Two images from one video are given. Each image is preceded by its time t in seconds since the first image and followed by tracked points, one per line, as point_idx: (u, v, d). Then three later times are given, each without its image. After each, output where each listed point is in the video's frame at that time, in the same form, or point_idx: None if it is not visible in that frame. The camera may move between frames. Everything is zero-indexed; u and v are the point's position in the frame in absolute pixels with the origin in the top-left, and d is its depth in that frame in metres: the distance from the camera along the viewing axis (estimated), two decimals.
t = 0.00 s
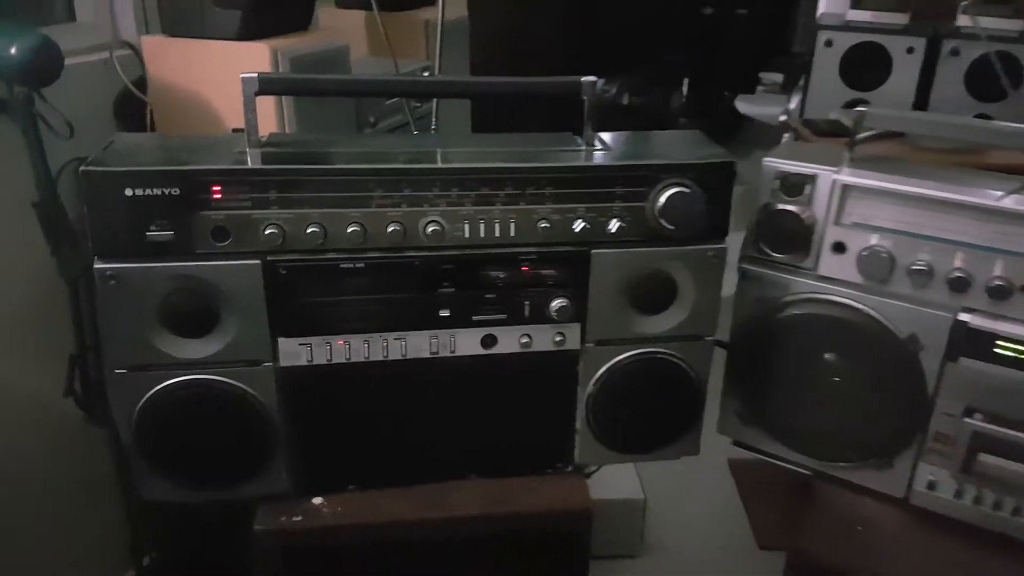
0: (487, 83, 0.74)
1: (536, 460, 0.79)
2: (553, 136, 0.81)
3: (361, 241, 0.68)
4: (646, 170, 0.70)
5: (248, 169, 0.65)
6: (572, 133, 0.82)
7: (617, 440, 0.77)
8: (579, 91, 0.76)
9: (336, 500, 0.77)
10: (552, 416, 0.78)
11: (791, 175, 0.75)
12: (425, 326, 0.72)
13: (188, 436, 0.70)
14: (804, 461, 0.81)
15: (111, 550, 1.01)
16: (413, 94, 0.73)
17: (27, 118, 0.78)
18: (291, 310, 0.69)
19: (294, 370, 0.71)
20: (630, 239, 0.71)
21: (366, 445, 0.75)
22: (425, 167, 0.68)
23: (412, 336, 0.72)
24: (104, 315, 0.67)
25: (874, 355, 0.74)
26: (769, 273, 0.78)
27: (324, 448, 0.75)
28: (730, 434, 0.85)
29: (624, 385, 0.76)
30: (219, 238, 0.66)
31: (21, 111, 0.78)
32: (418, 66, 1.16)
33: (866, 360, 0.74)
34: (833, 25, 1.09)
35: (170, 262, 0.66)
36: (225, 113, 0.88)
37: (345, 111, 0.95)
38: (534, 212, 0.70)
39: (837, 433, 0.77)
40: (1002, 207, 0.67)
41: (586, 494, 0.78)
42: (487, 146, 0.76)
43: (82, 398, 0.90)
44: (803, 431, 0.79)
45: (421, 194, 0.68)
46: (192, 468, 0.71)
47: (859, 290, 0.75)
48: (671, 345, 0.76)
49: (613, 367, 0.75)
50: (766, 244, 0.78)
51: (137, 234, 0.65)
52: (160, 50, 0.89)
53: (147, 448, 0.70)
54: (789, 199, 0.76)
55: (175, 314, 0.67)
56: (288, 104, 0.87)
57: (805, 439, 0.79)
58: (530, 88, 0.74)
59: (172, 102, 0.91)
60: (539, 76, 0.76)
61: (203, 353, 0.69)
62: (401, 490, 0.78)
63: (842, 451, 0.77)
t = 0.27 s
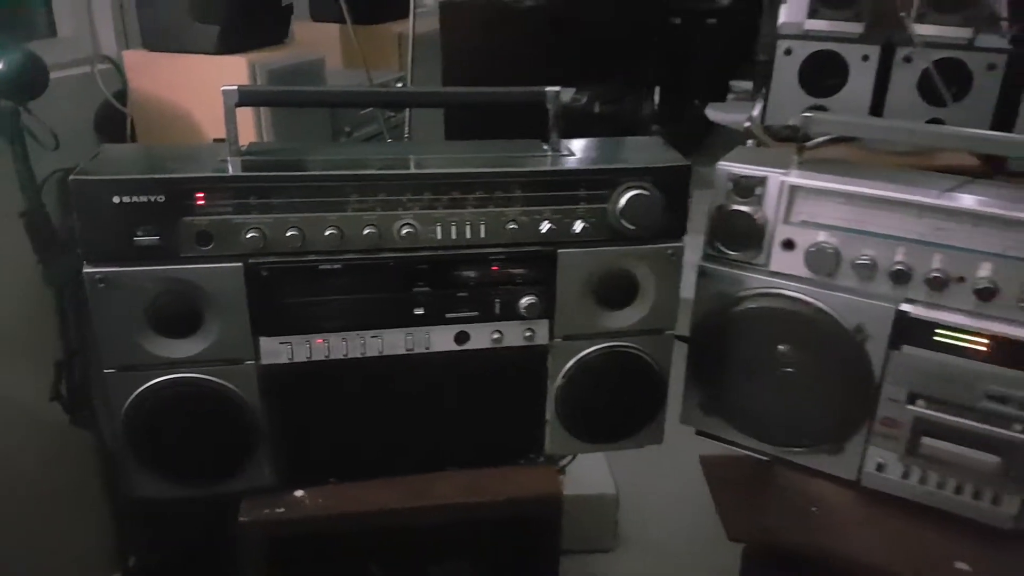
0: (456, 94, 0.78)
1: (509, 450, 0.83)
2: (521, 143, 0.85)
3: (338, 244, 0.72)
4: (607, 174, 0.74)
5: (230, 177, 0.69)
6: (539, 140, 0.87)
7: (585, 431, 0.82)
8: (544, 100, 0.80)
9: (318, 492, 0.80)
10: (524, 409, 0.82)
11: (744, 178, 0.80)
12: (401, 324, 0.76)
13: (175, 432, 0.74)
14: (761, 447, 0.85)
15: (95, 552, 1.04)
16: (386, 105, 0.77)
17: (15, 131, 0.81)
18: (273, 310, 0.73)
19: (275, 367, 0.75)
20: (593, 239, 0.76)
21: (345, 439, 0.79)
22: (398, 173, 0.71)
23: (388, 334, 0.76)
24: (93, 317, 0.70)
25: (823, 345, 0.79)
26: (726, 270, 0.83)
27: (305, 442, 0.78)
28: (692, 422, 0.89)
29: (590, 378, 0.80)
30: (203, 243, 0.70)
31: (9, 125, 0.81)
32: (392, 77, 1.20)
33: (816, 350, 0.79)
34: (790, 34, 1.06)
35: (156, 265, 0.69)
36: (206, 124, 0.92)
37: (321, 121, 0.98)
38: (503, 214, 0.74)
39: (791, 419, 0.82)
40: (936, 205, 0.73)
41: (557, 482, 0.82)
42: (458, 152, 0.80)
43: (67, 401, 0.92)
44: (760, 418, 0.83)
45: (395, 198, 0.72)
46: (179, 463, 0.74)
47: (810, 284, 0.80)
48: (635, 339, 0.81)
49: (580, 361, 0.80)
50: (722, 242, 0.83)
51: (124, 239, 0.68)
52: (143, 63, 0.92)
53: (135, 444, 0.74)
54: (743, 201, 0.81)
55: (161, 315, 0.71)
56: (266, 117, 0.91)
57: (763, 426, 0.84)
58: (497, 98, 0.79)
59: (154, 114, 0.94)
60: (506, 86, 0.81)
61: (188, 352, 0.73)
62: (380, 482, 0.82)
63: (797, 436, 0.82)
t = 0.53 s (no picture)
0: (427, 108, 0.82)
1: (485, 447, 0.87)
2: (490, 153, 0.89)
3: (317, 252, 0.76)
4: (570, 182, 0.79)
5: (213, 190, 0.72)
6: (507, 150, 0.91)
7: (556, 426, 0.86)
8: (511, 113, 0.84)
9: (301, 491, 0.83)
10: (498, 407, 0.85)
11: (701, 183, 0.84)
12: (378, 327, 0.79)
13: (162, 436, 0.77)
14: (723, 437, 0.90)
15: (82, 560, 1.06)
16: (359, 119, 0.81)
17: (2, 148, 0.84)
18: (255, 316, 0.76)
19: (258, 371, 0.78)
20: (560, 242, 0.80)
21: (327, 440, 0.82)
22: (373, 184, 0.75)
23: (366, 337, 0.79)
24: (81, 326, 0.73)
25: (780, 339, 0.83)
26: (686, 270, 0.88)
27: (290, 443, 0.82)
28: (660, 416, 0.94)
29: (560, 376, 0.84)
30: (187, 253, 0.73)
31: None
32: (366, 91, 1.24)
33: (773, 344, 0.84)
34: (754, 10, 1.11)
35: (142, 275, 0.73)
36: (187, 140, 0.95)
37: (297, 135, 1.02)
38: (474, 221, 0.78)
39: (751, 411, 0.87)
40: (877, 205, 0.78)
41: (530, 476, 0.86)
42: (430, 163, 0.84)
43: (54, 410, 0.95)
44: (722, 410, 0.88)
45: (371, 208, 0.76)
46: (167, 465, 0.78)
47: (765, 282, 0.84)
48: (602, 338, 0.85)
49: (550, 359, 0.84)
50: (682, 245, 0.88)
51: (111, 251, 0.72)
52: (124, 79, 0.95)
53: (124, 448, 0.77)
54: (701, 205, 0.86)
55: (148, 322, 0.74)
56: (245, 133, 0.95)
57: (725, 417, 0.88)
58: (466, 111, 0.83)
59: (134, 130, 0.98)
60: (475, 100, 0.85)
61: (174, 358, 0.76)
62: (361, 480, 0.85)
63: (757, 426, 0.87)
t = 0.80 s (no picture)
0: (397, 124, 0.87)
1: (462, 444, 0.92)
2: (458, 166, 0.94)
3: (295, 263, 0.80)
4: (534, 191, 0.84)
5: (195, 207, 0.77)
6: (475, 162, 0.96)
7: (529, 422, 0.90)
8: (477, 127, 0.89)
9: (287, 491, 0.88)
10: (472, 405, 0.90)
11: (659, 189, 0.89)
12: (356, 333, 0.84)
13: (152, 441, 0.81)
14: (688, 429, 0.96)
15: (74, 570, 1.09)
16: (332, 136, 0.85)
17: None
18: (238, 325, 0.81)
19: (243, 378, 0.82)
20: (526, 248, 0.85)
21: (311, 441, 0.87)
22: (347, 197, 0.80)
23: (345, 343, 0.84)
24: (74, 339, 0.77)
25: (736, 334, 0.89)
26: (647, 272, 0.93)
27: (274, 445, 0.86)
28: (628, 411, 0.99)
29: (531, 374, 0.89)
30: (172, 267, 0.77)
31: None
32: (340, 107, 1.28)
33: (729, 338, 0.89)
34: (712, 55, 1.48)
35: (130, 289, 0.77)
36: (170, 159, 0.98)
37: (273, 152, 1.07)
38: (444, 230, 0.82)
39: (712, 403, 0.92)
40: (823, 205, 0.83)
41: (505, 470, 0.91)
42: (402, 176, 0.89)
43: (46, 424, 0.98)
44: (685, 403, 0.93)
45: (345, 220, 0.80)
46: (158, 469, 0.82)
47: (721, 280, 0.90)
48: (570, 338, 0.90)
49: (521, 359, 0.88)
50: (643, 248, 0.93)
51: (100, 268, 0.76)
52: (106, 104, 0.98)
53: (116, 454, 0.81)
54: (659, 210, 0.91)
55: (137, 334, 0.78)
56: (224, 152, 0.99)
57: (688, 410, 0.93)
58: (434, 126, 0.88)
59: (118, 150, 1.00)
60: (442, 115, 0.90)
61: (163, 367, 0.80)
62: (344, 480, 0.90)
63: (717, 417, 0.92)
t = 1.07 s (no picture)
0: (383, 125, 0.92)
1: (455, 425, 0.97)
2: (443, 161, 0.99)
3: (292, 259, 0.85)
4: (515, 184, 0.89)
5: (195, 210, 0.81)
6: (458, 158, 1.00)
7: (519, 403, 0.96)
8: (459, 125, 0.94)
9: (293, 474, 0.93)
10: (464, 387, 0.95)
11: (634, 178, 0.94)
12: (352, 324, 0.89)
13: (164, 431, 0.86)
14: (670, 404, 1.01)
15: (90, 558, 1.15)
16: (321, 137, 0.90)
17: None
18: (240, 319, 0.85)
19: (246, 369, 0.87)
20: (510, 238, 0.90)
21: (313, 426, 0.92)
22: (339, 195, 0.85)
23: (342, 333, 0.89)
24: (86, 337, 0.82)
25: (711, 313, 0.94)
26: (626, 257, 0.98)
27: (279, 431, 0.91)
28: (612, 389, 1.05)
29: (518, 357, 0.94)
30: (176, 267, 0.82)
31: None
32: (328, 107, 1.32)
33: (705, 318, 0.94)
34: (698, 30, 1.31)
35: (137, 289, 0.82)
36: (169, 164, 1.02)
37: (264, 155, 1.12)
38: (431, 224, 0.87)
39: (691, 379, 0.97)
40: (789, 188, 0.88)
41: (497, 448, 0.96)
42: (389, 174, 0.94)
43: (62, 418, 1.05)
44: (666, 380, 0.99)
45: (338, 217, 0.85)
46: (170, 456, 0.87)
47: (696, 263, 0.95)
48: (554, 322, 0.95)
49: (509, 344, 0.93)
50: (621, 235, 0.98)
51: (108, 269, 0.80)
52: (103, 114, 1.01)
53: (130, 444, 0.86)
54: (636, 198, 0.96)
55: (145, 330, 0.83)
56: (219, 157, 1.03)
57: (669, 386, 0.99)
58: (418, 125, 0.92)
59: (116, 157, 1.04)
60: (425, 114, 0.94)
61: (170, 361, 0.85)
62: (346, 462, 0.95)
63: (696, 392, 0.98)
